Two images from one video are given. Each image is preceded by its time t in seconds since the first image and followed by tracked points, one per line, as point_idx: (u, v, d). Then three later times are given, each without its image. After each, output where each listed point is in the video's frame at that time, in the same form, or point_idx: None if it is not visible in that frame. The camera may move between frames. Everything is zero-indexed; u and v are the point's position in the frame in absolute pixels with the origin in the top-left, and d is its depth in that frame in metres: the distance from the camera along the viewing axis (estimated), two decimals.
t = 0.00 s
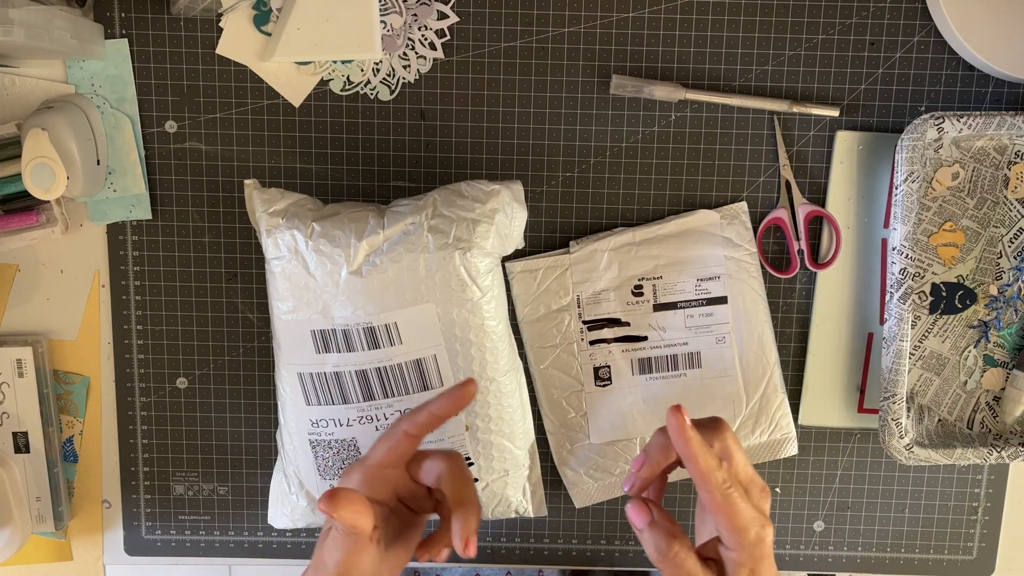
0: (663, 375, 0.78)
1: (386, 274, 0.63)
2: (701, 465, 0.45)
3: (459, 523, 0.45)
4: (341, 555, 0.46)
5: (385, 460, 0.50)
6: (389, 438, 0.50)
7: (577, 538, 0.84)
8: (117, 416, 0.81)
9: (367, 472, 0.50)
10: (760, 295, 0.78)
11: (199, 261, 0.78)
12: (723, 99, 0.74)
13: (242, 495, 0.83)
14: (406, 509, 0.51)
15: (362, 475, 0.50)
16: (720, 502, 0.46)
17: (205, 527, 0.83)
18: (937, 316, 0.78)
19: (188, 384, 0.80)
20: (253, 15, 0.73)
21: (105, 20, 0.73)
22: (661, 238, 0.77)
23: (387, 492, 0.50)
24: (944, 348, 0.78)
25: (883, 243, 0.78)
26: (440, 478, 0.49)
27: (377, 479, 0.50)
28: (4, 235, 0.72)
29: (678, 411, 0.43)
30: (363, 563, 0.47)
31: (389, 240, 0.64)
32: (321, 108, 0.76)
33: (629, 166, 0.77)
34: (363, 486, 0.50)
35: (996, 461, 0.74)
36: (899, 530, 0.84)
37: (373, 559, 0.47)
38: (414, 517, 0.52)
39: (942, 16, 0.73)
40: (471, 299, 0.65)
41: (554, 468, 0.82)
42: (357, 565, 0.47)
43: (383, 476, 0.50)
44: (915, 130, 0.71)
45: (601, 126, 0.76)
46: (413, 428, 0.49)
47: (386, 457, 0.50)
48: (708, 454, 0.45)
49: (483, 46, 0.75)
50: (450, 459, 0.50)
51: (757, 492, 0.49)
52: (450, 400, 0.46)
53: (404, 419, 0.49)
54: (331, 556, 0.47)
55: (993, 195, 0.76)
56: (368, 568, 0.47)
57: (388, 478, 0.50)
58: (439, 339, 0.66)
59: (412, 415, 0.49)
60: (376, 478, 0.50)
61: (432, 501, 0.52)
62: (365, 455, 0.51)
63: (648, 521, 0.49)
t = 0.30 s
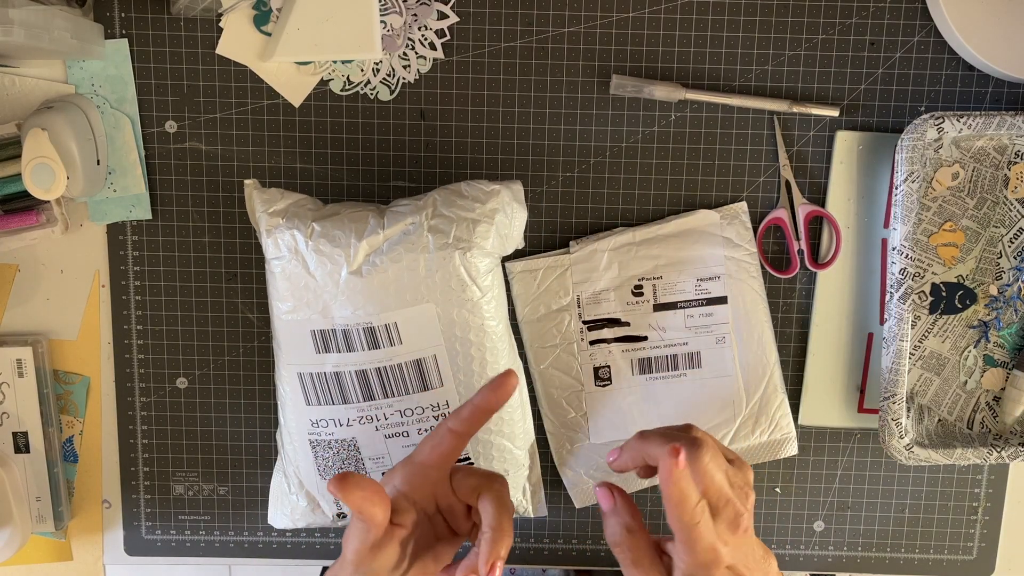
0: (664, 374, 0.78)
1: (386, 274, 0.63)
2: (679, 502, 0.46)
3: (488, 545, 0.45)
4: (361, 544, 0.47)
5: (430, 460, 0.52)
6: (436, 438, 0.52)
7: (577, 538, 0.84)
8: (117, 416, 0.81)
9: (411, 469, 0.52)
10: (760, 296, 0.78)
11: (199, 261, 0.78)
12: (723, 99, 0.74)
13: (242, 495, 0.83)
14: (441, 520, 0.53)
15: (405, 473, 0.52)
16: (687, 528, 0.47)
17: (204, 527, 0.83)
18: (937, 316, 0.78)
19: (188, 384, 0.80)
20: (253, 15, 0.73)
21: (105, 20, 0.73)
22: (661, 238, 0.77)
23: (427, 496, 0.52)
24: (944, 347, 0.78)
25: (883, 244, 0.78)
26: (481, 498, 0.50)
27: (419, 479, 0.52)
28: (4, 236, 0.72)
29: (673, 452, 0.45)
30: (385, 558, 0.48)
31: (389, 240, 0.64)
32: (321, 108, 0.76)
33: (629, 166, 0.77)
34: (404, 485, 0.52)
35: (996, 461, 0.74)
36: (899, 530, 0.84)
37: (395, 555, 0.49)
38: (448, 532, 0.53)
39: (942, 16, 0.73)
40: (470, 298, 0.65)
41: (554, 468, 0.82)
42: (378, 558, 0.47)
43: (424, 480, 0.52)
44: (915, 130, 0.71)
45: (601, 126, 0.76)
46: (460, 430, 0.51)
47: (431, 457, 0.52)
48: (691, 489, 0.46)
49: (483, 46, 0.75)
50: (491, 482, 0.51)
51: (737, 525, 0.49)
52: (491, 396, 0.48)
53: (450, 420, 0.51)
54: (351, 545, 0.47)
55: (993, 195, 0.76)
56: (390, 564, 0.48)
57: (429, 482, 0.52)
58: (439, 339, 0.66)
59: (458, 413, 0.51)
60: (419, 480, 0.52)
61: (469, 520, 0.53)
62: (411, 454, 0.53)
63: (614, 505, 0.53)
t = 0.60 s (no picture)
0: (664, 375, 0.78)
1: (386, 274, 0.63)
2: (637, 512, 0.46)
3: (487, 553, 0.46)
4: (362, 542, 0.47)
5: (437, 460, 0.52)
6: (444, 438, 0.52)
7: (577, 538, 0.84)
8: (117, 416, 0.81)
9: (418, 467, 0.52)
10: (760, 296, 0.78)
11: (199, 261, 0.78)
12: (723, 99, 0.74)
13: (242, 495, 0.83)
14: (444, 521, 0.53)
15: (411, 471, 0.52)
16: (648, 536, 0.47)
17: (204, 527, 0.83)
18: (937, 316, 0.78)
19: (188, 384, 0.80)
20: (254, 15, 0.73)
21: (105, 20, 0.73)
22: (662, 238, 0.77)
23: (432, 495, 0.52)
24: (944, 348, 0.78)
25: (883, 244, 0.78)
26: (483, 501, 0.50)
27: (425, 478, 0.52)
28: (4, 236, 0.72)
29: (628, 468, 0.44)
30: (386, 555, 0.48)
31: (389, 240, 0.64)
32: (321, 108, 0.76)
33: (629, 166, 0.77)
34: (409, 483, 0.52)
35: (996, 461, 0.74)
36: (899, 530, 0.84)
37: (395, 553, 0.49)
38: (451, 533, 0.53)
39: (941, 15, 0.73)
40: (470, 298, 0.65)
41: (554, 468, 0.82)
42: (378, 555, 0.47)
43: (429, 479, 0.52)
44: (915, 130, 0.71)
45: (601, 126, 0.76)
46: (469, 429, 0.51)
47: (438, 456, 0.52)
48: (651, 500, 0.46)
49: (483, 46, 0.75)
50: (496, 487, 0.52)
51: (703, 529, 0.50)
52: (500, 395, 0.49)
53: (458, 418, 0.51)
54: (352, 542, 0.47)
55: (992, 195, 0.76)
56: (391, 562, 0.48)
57: (435, 482, 0.52)
58: (439, 339, 0.66)
59: (466, 413, 0.51)
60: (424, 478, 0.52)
61: (472, 523, 0.53)
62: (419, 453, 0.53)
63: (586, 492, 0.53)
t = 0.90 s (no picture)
0: (664, 375, 0.78)
1: (386, 274, 0.63)
2: (643, 519, 0.46)
3: (488, 549, 0.46)
4: (361, 540, 0.47)
5: (436, 457, 0.52)
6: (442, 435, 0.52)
7: (577, 538, 0.84)
8: (117, 416, 0.81)
9: (417, 465, 0.52)
10: (760, 296, 0.78)
11: (199, 261, 0.78)
12: (723, 99, 0.74)
13: (242, 495, 0.83)
14: (444, 519, 0.53)
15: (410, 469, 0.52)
16: (652, 542, 0.47)
17: (205, 527, 0.83)
18: (937, 316, 0.78)
19: (188, 384, 0.80)
20: (253, 15, 0.73)
21: (105, 20, 0.73)
22: (661, 238, 0.77)
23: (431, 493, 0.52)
24: (944, 347, 0.78)
25: (883, 244, 0.78)
26: (483, 498, 0.50)
27: (424, 476, 0.52)
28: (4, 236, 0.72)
29: (635, 476, 0.44)
30: (385, 553, 0.48)
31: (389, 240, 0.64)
32: (321, 108, 0.76)
33: (629, 166, 0.77)
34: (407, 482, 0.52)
35: (996, 461, 0.74)
36: (899, 530, 0.84)
37: (393, 551, 0.49)
38: (450, 532, 0.53)
39: (941, 15, 0.73)
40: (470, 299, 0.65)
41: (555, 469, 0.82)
42: (377, 553, 0.47)
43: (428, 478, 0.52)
44: (915, 130, 0.71)
45: (601, 126, 0.76)
46: (467, 425, 0.51)
47: (436, 453, 0.52)
48: (656, 507, 0.46)
49: (483, 46, 0.75)
50: (496, 483, 0.52)
51: (709, 536, 0.50)
52: (497, 391, 0.49)
53: (456, 415, 0.51)
54: (351, 541, 0.47)
55: (992, 195, 0.76)
56: (390, 560, 0.48)
57: (433, 480, 0.52)
58: (440, 339, 0.66)
59: (463, 410, 0.51)
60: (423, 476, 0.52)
61: (472, 521, 0.53)
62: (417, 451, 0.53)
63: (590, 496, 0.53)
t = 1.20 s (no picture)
0: (664, 374, 0.78)
1: (386, 274, 0.63)
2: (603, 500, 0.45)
3: (500, 566, 0.44)
4: (370, 549, 0.45)
5: (453, 467, 0.49)
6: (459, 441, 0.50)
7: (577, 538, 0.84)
8: (117, 416, 0.81)
9: (433, 473, 0.49)
10: (760, 296, 0.78)
11: (199, 261, 0.78)
12: (723, 99, 0.74)
13: (242, 495, 0.83)
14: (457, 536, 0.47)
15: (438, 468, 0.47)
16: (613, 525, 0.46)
17: (204, 527, 0.83)
18: (937, 316, 0.78)
19: (189, 384, 0.80)
20: (254, 15, 0.73)
21: (105, 20, 0.73)
22: (661, 238, 0.77)
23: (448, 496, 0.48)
24: (944, 347, 0.78)
25: (884, 244, 0.78)
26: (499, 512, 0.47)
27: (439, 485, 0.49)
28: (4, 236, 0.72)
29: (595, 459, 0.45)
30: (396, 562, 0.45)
31: (389, 240, 0.64)
32: (321, 108, 0.76)
33: (629, 166, 0.77)
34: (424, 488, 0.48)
35: (996, 461, 0.75)
36: (899, 530, 0.84)
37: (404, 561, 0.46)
38: (466, 547, 0.48)
39: (941, 16, 0.73)
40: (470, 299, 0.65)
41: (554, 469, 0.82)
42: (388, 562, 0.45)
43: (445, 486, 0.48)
44: (915, 130, 0.71)
45: (601, 126, 0.76)
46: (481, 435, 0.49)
47: (453, 461, 0.49)
48: (614, 488, 0.45)
49: (483, 46, 0.75)
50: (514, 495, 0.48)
51: (678, 527, 0.47)
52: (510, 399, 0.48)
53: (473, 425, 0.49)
54: (361, 548, 0.45)
55: (992, 195, 0.76)
56: (399, 568, 0.45)
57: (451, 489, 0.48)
58: (440, 339, 0.66)
59: (480, 418, 0.49)
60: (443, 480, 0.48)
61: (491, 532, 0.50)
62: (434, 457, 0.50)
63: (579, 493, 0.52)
